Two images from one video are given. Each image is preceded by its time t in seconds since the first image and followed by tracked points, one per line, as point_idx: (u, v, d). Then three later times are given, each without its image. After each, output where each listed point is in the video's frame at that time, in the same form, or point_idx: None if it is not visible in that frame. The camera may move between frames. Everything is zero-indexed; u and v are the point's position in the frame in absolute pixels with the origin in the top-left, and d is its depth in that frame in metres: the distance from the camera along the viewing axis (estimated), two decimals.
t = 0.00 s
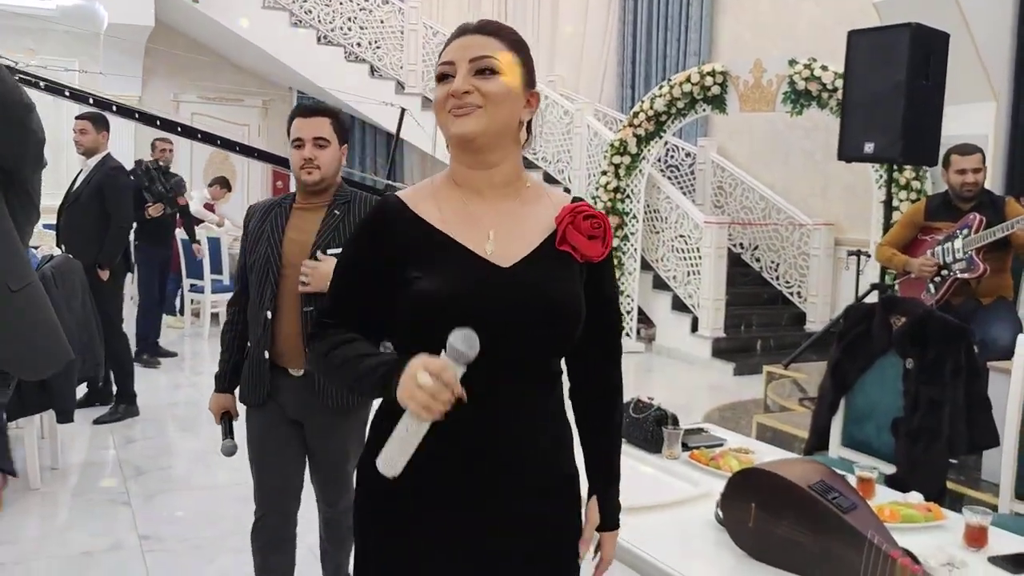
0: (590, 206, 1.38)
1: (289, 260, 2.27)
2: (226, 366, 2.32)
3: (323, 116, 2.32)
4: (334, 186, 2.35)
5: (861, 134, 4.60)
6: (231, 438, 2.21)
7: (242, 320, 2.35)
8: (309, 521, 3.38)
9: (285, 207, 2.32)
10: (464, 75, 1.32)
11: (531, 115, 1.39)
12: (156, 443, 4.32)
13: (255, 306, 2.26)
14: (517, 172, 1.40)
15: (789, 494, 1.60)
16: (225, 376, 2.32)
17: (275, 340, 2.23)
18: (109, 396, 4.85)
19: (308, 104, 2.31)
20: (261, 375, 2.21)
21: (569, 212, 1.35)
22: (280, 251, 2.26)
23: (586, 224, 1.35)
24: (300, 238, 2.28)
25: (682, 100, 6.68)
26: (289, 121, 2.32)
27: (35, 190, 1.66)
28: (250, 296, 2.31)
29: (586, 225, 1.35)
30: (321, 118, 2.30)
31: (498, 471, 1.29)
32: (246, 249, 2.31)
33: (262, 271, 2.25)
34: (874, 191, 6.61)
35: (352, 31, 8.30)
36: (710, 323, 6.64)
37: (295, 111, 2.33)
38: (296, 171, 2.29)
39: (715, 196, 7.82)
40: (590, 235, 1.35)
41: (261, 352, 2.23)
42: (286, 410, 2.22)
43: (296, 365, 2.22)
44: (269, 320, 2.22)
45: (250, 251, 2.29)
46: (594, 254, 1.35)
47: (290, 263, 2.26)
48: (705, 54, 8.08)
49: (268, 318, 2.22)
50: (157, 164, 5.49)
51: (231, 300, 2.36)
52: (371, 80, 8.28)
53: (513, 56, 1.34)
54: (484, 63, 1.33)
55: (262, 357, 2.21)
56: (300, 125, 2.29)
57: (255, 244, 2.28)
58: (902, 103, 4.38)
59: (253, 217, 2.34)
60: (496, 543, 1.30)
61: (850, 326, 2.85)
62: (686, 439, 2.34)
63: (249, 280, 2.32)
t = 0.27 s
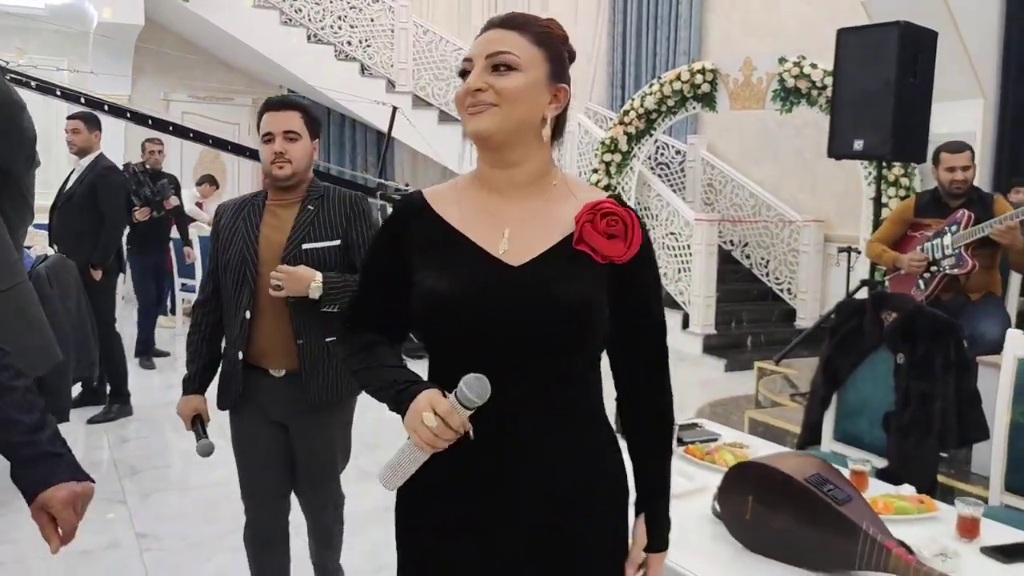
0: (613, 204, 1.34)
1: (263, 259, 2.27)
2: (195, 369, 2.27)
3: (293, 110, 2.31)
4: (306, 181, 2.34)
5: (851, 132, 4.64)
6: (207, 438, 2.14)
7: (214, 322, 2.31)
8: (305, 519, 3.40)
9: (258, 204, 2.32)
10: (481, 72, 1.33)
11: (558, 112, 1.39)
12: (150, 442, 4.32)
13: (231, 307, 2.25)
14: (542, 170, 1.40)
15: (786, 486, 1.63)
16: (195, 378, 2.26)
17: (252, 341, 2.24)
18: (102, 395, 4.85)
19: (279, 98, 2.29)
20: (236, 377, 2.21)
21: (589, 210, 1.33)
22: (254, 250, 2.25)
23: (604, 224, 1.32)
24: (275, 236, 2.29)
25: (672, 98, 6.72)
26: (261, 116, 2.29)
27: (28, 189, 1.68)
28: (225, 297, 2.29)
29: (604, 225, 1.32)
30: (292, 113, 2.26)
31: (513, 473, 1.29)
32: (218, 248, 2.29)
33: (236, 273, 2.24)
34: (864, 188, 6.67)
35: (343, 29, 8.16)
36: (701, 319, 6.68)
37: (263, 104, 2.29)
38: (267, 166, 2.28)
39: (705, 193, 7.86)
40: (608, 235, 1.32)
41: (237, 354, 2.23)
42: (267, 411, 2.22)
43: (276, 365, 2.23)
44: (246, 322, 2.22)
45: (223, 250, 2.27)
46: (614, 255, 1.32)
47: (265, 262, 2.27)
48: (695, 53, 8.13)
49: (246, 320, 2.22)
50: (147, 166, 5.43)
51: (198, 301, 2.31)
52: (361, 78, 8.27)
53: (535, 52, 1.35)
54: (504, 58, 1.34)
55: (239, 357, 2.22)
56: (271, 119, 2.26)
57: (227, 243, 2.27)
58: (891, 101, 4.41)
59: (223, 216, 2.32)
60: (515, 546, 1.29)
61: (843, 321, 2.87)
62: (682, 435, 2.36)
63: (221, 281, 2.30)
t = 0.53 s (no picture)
0: (661, 193, 1.16)
1: (251, 259, 2.24)
2: (179, 370, 2.20)
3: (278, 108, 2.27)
4: (291, 181, 2.30)
5: (836, 130, 4.71)
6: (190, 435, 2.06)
7: (201, 323, 2.28)
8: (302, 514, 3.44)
9: (244, 204, 2.27)
10: (528, 70, 1.27)
11: (617, 107, 1.27)
12: (146, 440, 4.35)
13: (222, 308, 2.23)
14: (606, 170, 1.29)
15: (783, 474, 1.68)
16: (181, 381, 2.20)
17: (243, 342, 2.22)
18: (97, 394, 4.86)
19: (263, 96, 2.25)
20: (228, 378, 2.20)
21: (630, 202, 1.18)
22: (243, 250, 2.22)
23: (639, 215, 1.16)
24: (262, 236, 2.26)
25: (659, 97, 6.72)
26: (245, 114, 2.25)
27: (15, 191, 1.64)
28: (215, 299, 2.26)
29: (642, 214, 1.15)
30: (277, 111, 2.25)
31: (566, 484, 1.23)
32: (206, 249, 2.26)
33: (226, 273, 2.21)
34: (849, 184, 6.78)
35: (331, 28, 8.13)
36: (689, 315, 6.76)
37: (248, 102, 2.26)
38: (251, 164, 2.24)
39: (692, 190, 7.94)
40: (644, 224, 1.15)
41: (228, 356, 2.21)
42: (259, 411, 2.22)
43: (267, 364, 2.22)
44: (239, 324, 2.19)
45: (211, 252, 2.24)
46: (653, 245, 1.15)
47: (252, 263, 2.24)
48: (681, 51, 8.23)
49: (238, 321, 2.19)
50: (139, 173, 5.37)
51: (184, 301, 2.28)
52: (349, 77, 8.29)
53: (581, 47, 1.25)
54: (554, 52, 1.26)
55: (229, 360, 2.20)
56: (256, 117, 2.23)
57: (215, 245, 2.24)
58: (875, 100, 4.49)
59: (209, 216, 2.28)
60: (563, 562, 1.23)
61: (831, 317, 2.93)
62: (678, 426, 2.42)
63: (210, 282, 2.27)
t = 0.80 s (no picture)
0: (659, 196, 1.19)
1: (252, 256, 2.29)
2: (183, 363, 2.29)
3: (288, 110, 2.34)
4: (298, 183, 2.35)
5: (819, 128, 4.78)
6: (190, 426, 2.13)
7: (206, 318, 2.35)
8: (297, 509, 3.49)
9: (251, 203, 2.33)
10: (570, 72, 1.33)
11: (652, 105, 1.30)
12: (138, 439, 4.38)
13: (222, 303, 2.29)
14: (651, 164, 1.32)
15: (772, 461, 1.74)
16: (184, 372, 2.28)
17: (240, 338, 2.26)
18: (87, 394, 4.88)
19: (274, 97, 2.32)
20: (224, 372, 2.25)
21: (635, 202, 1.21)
22: (244, 246, 2.28)
23: (633, 218, 1.19)
24: (264, 234, 2.31)
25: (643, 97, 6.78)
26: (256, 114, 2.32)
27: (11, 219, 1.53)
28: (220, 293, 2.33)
29: (635, 219, 1.19)
30: (287, 113, 2.31)
31: (578, 480, 1.30)
32: (212, 245, 2.33)
33: (227, 268, 2.27)
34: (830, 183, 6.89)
35: (317, 28, 8.15)
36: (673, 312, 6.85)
37: (258, 105, 2.34)
38: (259, 164, 2.30)
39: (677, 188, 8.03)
40: (637, 229, 1.18)
41: (225, 350, 2.26)
42: (253, 408, 2.26)
43: (261, 362, 2.25)
44: (235, 318, 2.25)
45: (217, 248, 2.31)
46: (643, 248, 1.18)
47: (253, 260, 2.29)
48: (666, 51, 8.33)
49: (234, 316, 2.25)
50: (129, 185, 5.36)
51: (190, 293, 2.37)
52: (336, 77, 8.32)
53: (616, 47, 1.29)
54: (594, 57, 1.31)
55: (226, 354, 2.25)
56: (265, 118, 2.30)
57: (220, 241, 2.30)
58: (857, 99, 4.58)
59: (218, 213, 2.35)
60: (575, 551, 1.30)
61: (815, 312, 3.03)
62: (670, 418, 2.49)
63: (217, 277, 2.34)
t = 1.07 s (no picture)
0: (637, 196, 1.27)
1: (268, 251, 2.35)
2: (203, 356, 2.38)
3: (309, 109, 2.40)
4: (317, 179, 2.41)
5: (801, 126, 4.86)
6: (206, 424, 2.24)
7: (224, 310, 2.42)
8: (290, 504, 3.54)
9: (270, 200, 2.39)
10: (578, 74, 1.40)
11: (653, 104, 1.36)
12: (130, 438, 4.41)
13: (239, 297, 2.34)
14: (657, 161, 1.38)
15: (755, 447, 1.80)
16: (203, 364, 2.37)
17: (253, 332, 2.31)
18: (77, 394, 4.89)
19: (296, 96, 2.38)
20: (239, 365, 2.30)
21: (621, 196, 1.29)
22: (261, 241, 2.35)
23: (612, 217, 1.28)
24: (280, 230, 2.37)
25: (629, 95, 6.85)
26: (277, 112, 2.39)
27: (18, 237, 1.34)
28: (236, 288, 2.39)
29: (612, 218, 1.27)
30: (308, 114, 2.37)
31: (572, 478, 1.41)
32: (231, 240, 2.40)
33: (245, 262, 2.34)
34: (812, 180, 6.98)
35: (303, 28, 8.19)
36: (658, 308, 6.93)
37: (282, 102, 2.40)
38: (280, 162, 2.36)
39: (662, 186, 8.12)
40: (614, 228, 1.27)
41: (239, 344, 2.31)
42: (264, 402, 2.31)
43: (273, 357, 2.30)
44: (251, 313, 2.30)
45: (235, 243, 2.38)
46: (620, 245, 1.26)
47: (269, 255, 2.35)
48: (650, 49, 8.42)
49: (251, 310, 2.30)
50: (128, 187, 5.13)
51: (214, 285, 2.45)
52: (323, 76, 8.34)
53: (616, 50, 1.35)
54: (595, 59, 1.37)
55: (238, 348, 2.30)
56: (286, 116, 2.36)
57: (238, 237, 2.37)
58: (838, 97, 4.66)
59: (238, 208, 2.41)
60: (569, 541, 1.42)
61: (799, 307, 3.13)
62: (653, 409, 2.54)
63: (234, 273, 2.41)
